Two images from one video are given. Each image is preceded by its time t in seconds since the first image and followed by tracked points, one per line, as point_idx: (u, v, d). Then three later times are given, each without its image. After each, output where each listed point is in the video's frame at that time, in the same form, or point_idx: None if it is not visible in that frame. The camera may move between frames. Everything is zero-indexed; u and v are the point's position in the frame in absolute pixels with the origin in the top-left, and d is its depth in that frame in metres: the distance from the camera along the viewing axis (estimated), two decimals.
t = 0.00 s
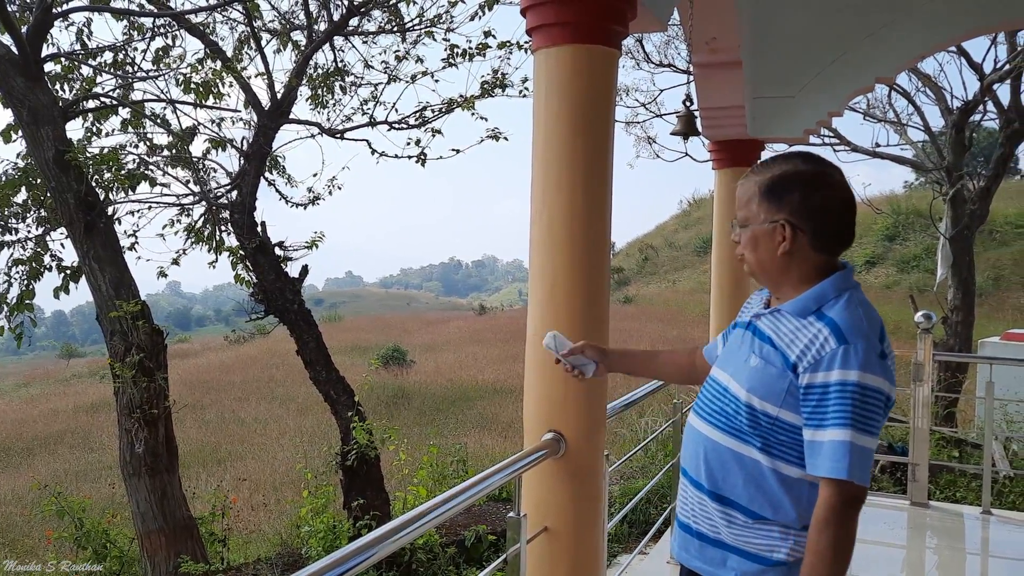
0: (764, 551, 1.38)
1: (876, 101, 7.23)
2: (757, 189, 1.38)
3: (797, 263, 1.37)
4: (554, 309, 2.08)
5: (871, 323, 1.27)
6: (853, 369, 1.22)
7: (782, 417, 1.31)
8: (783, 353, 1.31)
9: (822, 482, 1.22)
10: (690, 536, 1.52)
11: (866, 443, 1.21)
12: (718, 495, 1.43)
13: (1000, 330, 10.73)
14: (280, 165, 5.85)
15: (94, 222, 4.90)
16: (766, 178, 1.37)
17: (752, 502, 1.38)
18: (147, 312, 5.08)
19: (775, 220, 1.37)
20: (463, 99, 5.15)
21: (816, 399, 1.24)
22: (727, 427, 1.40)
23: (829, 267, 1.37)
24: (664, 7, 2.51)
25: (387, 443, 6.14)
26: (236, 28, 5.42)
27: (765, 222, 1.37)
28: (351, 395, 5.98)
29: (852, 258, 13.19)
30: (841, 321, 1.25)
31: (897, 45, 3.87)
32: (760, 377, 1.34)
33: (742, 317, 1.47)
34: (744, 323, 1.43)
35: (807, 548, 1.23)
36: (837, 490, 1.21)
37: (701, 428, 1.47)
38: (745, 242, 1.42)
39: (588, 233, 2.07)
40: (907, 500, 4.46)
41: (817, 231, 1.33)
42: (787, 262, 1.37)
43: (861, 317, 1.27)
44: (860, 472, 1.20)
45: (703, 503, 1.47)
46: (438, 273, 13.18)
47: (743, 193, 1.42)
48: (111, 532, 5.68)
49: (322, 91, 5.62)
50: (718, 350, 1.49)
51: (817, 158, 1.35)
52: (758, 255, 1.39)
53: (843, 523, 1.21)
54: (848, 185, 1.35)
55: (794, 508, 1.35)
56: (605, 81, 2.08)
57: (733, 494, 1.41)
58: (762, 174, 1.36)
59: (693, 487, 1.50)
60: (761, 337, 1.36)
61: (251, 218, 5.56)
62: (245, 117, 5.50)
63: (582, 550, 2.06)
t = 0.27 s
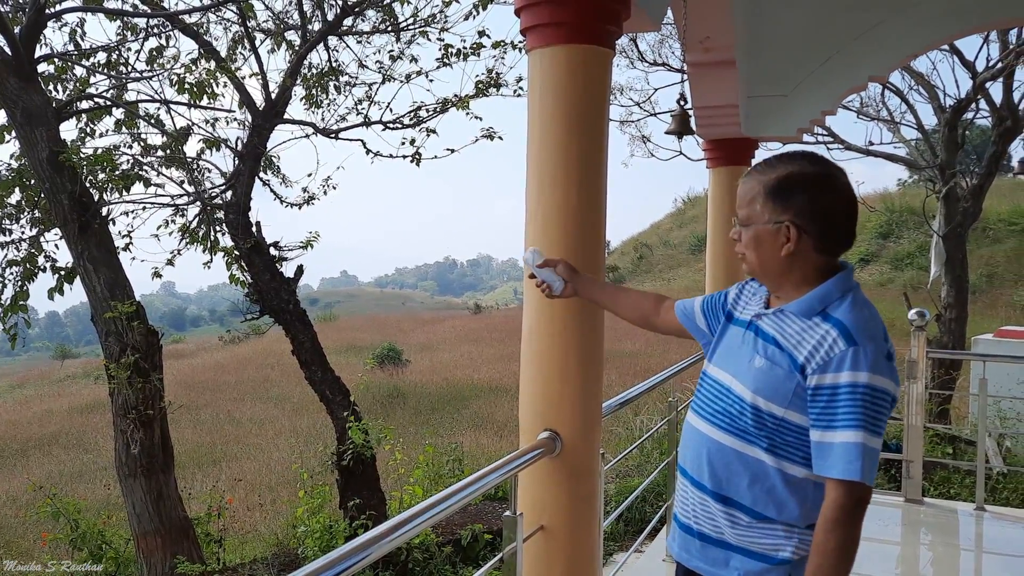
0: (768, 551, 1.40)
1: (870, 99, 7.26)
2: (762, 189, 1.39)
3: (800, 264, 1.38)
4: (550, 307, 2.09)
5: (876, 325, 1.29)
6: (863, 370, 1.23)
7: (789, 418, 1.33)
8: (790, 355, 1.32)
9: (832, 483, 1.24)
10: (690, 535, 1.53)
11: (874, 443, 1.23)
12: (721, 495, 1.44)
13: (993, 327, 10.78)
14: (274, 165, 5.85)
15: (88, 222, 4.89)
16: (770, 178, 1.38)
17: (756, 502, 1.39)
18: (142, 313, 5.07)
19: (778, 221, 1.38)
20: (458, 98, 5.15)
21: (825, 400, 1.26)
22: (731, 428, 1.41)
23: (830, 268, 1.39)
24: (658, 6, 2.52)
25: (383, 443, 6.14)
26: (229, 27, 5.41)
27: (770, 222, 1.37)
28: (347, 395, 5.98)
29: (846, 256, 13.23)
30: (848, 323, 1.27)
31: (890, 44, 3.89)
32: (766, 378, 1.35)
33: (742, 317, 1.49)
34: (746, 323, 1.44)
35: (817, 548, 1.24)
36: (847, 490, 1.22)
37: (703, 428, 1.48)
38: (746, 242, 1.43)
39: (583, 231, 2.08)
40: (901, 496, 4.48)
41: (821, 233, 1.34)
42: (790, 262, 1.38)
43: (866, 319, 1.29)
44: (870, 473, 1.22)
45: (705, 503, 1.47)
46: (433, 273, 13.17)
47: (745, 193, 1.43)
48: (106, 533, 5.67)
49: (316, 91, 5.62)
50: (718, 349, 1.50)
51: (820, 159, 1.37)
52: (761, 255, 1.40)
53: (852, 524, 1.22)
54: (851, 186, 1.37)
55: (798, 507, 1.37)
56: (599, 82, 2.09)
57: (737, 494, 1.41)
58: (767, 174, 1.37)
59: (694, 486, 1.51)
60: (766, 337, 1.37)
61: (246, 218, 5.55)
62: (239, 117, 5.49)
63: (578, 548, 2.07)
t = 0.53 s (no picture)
0: (775, 552, 1.40)
1: (867, 99, 7.28)
2: (760, 191, 1.40)
3: (800, 265, 1.39)
4: (550, 306, 2.09)
5: (877, 324, 1.31)
6: (868, 370, 1.24)
7: (793, 419, 1.34)
8: (794, 355, 1.33)
9: (840, 483, 1.25)
10: (694, 538, 1.53)
11: (881, 442, 1.24)
12: (726, 497, 1.44)
13: (990, 325, 10.80)
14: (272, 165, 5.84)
15: (86, 223, 4.88)
16: (768, 180, 1.39)
17: (761, 503, 1.40)
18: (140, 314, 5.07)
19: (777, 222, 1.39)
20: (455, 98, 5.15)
21: (832, 400, 1.27)
22: (735, 430, 1.41)
23: (828, 268, 1.40)
24: (655, 7, 2.52)
25: (382, 442, 6.15)
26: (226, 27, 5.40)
27: (769, 224, 1.38)
28: (345, 395, 5.98)
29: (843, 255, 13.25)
30: (851, 322, 1.28)
31: (886, 44, 3.91)
32: (770, 379, 1.35)
33: (741, 317, 1.49)
34: (746, 324, 1.45)
35: (828, 549, 1.25)
36: (856, 490, 1.23)
37: (705, 430, 1.48)
38: (743, 243, 1.43)
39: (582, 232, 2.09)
40: (898, 495, 4.50)
41: (821, 233, 1.36)
42: (788, 264, 1.39)
43: (868, 318, 1.30)
44: (878, 472, 1.23)
45: (709, 505, 1.48)
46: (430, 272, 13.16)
47: (743, 194, 1.43)
48: (105, 533, 5.66)
49: (314, 90, 5.62)
50: (717, 351, 1.51)
51: (817, 160, 1.38)
52: (759, 256, 1.40)
53: (862, 523, 1.23)
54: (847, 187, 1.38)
55: (803, 508, 1.38)
56: (597, 84, 2.09)
57: (743, 496, 1.42)
58: (765, 176, 1.38)
59: (696, 489, 1.51)
60: (768, 339, 1.37)
61: (243, 218, 5.55)
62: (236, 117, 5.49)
63: (576, 548, 2.08)
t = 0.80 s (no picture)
0: (771, 550, 1.41)
1: (864, 98, 7.29)
2: (755, 190, 1.40)
3: (795, 264, 1.39)
4: (547, 306, 2.10)
5: (873, 321, 1.31)
6: (864, 366, 1.25)
7: (790, 417, 1.34)
8: (791, 353, 1.34)
9: (838, 479, 1.25)
10: (689, 536, 1.54)
11: (877, 438, 1.25)
12: (723, 495, 1.45)
13: (986, 324, 10.83)
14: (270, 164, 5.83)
15: (84, 221, 4.87)
16: (764, 179, 1.39)
17: (758, 502, 1.41)
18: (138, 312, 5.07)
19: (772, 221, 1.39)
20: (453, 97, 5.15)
21: (828, 397, 1.27)
22: (732, 428, 1.42)
23: (824, 266, 1.41)
24: (652, 6, 2.52)
25: (380, 441, 6.15)
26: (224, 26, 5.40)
27: (764, 223, 1.39)
28: (343, 393, 5.98)
29: (840, 254, 13.28)
30: (847, 320, 1.29)
31: (884, 43, 3.92)
32: (767, 377, 1.36)
33: (738, 317, 1.50)
34: (743, 323, 1.45)
35: (826, 546, 1.25)
36: (853, 486, 1.24)
37: (703, 429, 1.49)
38: (739, 241, 1.44)
39: (579, 234, 2.09)
40: (895, 493, 4.51)
41: (816, 231, 1.36)
42: (784, 262, 1.39)
43: (864, 316, 1.31)
44: (875, 468, 1.24)
45: (706, 503, 1.49)
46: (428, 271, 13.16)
47: (738, 193, 1.43)
48: (103, 532, 5.67)
49: (311, 89, 5.61)
50: (713, 351, 1.51)
51: (812, 159, 1.39)
52: (755, 255, 1.41)
53: (860, 519, 1.24)
54: (841, 186, 1.39)
55: (799, 506, 1.38)
56: (595, 84, 2.10)
57: (740, 495, 1.42)
58: (760, 175, 1.38)
59: (693, 488, 1.52)
60: (765, 337, 1.38)
61: (241, 217, 5.55)
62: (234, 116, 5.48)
63: (573, 547, 2.08)
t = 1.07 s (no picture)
0: (773, 549, 1.41)
1: (862, 98, 7.30)
2: (743, 191, 1.41)
3: (787, 262, 1.40)
4: (548, 307, 2.11)
5: (865, 314, 1.32)
6: (857, 358, 1.26)
7: (787, 413, 1.35)
8: (785, 350, 1.34)
9: (834, 471, 1.25)
10: (691, 537, 1.55)
11: (872, 430, 1.25)
12: (723, 494, 1.46)
13: (983, 323, 10.86)
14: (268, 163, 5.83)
15: (83, 221, 4.87)
16: (752, 181, 1.41)
17: (758, 500, 1.41)
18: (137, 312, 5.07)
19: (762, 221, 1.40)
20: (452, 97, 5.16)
21: (824, 390, 1.27)
22: (732, 428, 1.43)
23: (815, 264, 1.42)
24: (652, 6, 2.53)
25: (379, 440, 6.16)
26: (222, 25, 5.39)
27: (755, 223, 1.40)
28: (342, 393, 5.99)
29: (838, 254, 13.31)
30: (839, 313, 1.29)
31: (882, 43, 3.93)
32: (763, 374, 1.37)
33: (733, 319, 1.50)
34: (738, 324, 1.46)
35: (815, 538, 1.25)
36: (848, 477, 1.24)
37: (702, 430, 1.50)
38: (730, 243, 1.44)
39: (580, 235, 2.10)
40: (893, 492, 4.53)
41: (806, 229, 1.38)
42: (776, 261, 1.40)
43: (857, 309, 1.31)
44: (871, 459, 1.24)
45: (707, 503, 1.49)
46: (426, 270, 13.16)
47: (727, 196, 1.44)
48: (101, 531, 5.67)
49: (310, 88, 5.61)
50: (710, 353, 1.52)
51: (796, 159, 1.40)
52: (748, 256, 1.42)
53: (857, 510, 1.24)
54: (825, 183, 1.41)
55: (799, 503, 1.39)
56: (595, 84, 2.10)
57: (740, 494, 1.43)
58: (748, 176, 1.40)
59: (695, 489, 1.52)
60: (760, 336, 1.39)
61: (240, 217, 5.55)
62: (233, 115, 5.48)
63: (573, 548, 2.09)
